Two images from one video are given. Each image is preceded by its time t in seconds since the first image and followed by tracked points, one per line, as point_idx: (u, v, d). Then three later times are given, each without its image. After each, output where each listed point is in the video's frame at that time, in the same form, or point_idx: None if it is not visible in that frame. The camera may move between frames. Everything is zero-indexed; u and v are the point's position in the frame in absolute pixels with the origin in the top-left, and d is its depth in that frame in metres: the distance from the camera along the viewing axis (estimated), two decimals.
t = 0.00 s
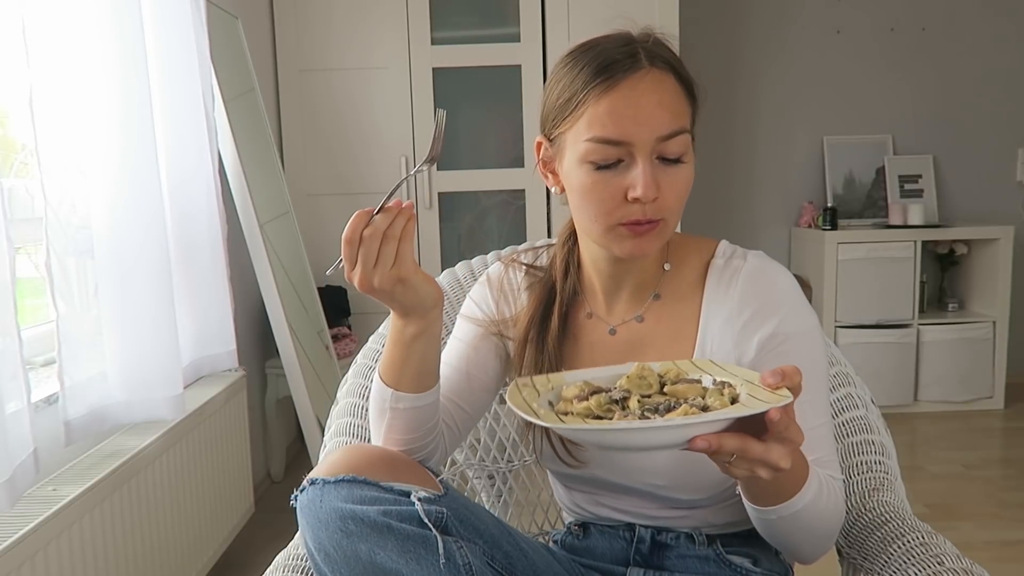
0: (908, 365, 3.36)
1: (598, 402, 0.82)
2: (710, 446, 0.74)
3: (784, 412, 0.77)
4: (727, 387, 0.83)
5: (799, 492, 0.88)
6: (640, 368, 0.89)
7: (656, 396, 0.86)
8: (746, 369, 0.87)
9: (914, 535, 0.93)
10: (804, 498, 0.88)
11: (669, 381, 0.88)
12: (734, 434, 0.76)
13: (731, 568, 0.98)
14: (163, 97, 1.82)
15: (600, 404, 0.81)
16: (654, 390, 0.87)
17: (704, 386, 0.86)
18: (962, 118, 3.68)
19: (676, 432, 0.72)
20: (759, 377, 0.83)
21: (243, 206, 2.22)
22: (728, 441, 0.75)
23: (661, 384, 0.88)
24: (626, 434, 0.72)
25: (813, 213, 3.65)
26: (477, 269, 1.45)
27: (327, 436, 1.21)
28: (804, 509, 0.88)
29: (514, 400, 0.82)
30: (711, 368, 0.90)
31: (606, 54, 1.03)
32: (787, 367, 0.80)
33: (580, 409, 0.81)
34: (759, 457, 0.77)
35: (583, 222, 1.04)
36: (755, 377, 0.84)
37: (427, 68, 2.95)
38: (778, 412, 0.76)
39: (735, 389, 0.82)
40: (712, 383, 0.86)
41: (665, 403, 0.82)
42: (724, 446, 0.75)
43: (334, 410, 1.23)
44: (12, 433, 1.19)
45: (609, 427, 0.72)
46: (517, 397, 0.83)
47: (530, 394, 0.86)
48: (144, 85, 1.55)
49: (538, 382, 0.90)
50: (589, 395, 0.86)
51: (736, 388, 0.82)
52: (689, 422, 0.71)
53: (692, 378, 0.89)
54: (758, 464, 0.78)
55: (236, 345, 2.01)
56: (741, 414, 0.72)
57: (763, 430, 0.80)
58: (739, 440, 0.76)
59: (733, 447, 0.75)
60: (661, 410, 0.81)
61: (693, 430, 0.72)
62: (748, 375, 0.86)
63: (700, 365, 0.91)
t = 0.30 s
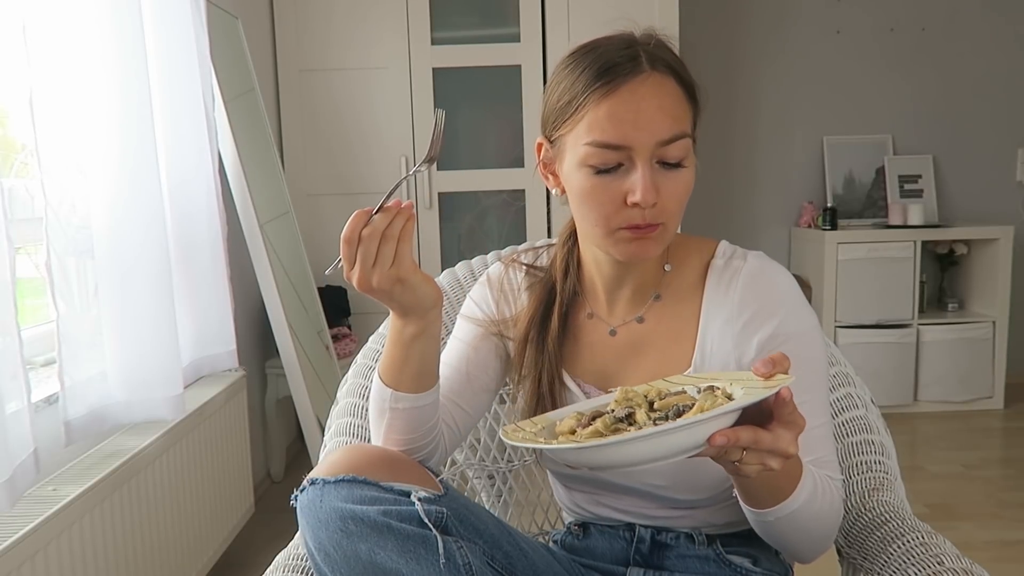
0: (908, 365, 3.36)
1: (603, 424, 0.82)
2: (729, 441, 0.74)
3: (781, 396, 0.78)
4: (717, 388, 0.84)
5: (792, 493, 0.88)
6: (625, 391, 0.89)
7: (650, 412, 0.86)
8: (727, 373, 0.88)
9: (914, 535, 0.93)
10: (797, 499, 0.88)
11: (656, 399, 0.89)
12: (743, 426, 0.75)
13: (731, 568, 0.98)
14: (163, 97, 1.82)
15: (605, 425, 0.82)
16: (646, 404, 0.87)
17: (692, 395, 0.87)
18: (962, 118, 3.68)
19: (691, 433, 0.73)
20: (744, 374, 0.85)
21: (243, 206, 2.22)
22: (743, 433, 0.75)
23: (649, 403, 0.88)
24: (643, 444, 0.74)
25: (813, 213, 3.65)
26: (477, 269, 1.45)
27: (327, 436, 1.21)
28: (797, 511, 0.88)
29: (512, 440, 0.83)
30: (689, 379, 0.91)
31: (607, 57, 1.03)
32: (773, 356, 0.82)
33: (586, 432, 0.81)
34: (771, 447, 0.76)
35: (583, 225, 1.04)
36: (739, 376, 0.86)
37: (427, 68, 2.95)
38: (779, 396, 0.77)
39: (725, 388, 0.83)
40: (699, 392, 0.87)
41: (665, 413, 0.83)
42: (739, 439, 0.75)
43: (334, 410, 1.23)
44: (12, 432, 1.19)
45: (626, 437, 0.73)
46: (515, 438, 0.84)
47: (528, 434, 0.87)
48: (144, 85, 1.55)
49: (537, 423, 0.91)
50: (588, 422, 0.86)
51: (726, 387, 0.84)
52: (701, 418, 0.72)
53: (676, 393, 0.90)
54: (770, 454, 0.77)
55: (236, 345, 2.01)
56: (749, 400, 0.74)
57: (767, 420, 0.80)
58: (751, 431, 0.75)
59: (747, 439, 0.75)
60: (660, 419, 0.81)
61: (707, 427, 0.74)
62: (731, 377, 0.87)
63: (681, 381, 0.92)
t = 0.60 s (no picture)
0: (908, 365, 3.36)
1: (603, 417, 0.82)
2: (721, 451, 0.74)
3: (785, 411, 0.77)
4: (724, 391, 0.84)
5: (796, 493, 0.88)
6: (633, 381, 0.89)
7: (654, 406, 0.86)
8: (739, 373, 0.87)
9: (914, 535, 0.93)
10: (802, 499, 0.88)
11: (663, 391, 0.89)
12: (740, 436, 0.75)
13: (731, 568, 0.98)
14: (163, 98, 1.82)
15: (605, 418, 0.82)
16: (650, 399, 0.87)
17: (699, 394, 0.86)
18: (962, 118, 3.68)
19: (687, 439, 0.73)
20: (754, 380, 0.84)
21: (243, 206, 2.22)
22: (736, 444, 0.75)
23: (656, 394, 0.89)
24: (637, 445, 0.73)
25: (813, 213, 3.65)
26: (477, 269, 1.45)
27: (327, 436, 1.21)
28: (802, 510, 0.88)
29: (513, 419, 0.82)
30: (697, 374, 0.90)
31: (607, 59, 1.03)
32: (784, 368, 0.80)
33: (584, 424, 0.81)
34: (765, 459, 0.77)
35: (583, 227, 1.04)
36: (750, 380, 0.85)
37: (427, 68, 2.95)
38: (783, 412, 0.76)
39: (732, 392, 0.83)
40: (707, 391, 0.86)
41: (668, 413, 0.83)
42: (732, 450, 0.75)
43: (334, 410, 1.23)
44: (12, 432, 1.19)
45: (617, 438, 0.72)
46: (516, 417, 0.83)
47: (528, 413, 0.86)
48: (144, 85, 1.55)
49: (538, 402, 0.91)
50: (588, 411, 0.86)
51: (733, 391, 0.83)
52: (700, 428, 0.72)
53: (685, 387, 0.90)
54: (764, 466, 0.77)
55: (236, 345, 2.01)
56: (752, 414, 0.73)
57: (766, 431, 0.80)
58: (747, 442, 0.75)
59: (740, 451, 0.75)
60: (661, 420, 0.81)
61: (705, 434, 0.73)
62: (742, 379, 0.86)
63: (690, 372, 0.91)
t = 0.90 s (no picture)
0: (908, 365, 3.36)
1: (601, 408, 0.82)
2: (713, 452, 0.74)
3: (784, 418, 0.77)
4: (727, 391, 0.84)
5: (798, 492, 0.88)
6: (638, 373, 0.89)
7: (656, 399, 0.86)
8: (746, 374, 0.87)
9: (913, 535, 0.93)
10: (803, 499, 0.88)
11: (668, 385, 0.89)
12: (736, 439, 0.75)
13: (730, 568, 0.98)
14: (164, 98, 1.82)
15: (602, 410, 0.82)
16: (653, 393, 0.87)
17: (703, 391, 0.86)
18: (962, 118, 3.69)
19: (680, 439, 0.72)
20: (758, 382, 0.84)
21: (243, 206, 2.22)
22: (730, 446, 0.75)
23: (660, 387, 0.89)
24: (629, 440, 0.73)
25: (813, 213, 3.65)
26: (477, 269, 1.45)
27: (327, 436, 1.21)
28: (804, 510, 0.88)
29: (514, 406, 0.82)
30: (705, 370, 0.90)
31: (605, 59, 1.04)
32: (786, 374, 0.80)
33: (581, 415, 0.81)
34: (760, 463, 0.77)
35: (579, 226, 1.05)
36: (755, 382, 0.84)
37: (427, 68, 2.95)
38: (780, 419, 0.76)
39: (735, 393, 0.83)
40: (711, 388, 0.86)
41: (668, 407, 0.83)
42: (725, 452, 0.75)
43: (334, 410, 1.23)
44: (12, 432, 1.19)
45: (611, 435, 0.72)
46: (517, 405, 0.83)
47: (529, 399, 0.86)
48: (145, 85, 1.55)
49: (538, 387, 0.91)
50: (588, 399, 0.86)
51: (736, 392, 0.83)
52: (694, 429, 0.72)
53: (690, 382, 0.90)
54: (759, 469, 0.78)
55: (236, 345, 2.01)
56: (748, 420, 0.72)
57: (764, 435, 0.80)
58: (741, 445, 0.75)
59: (734, 453, 0.75)
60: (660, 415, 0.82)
61: (699, 436, 0.73)
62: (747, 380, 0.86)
63: (697, 368, 0.92)
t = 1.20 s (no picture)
0: (908, 365, 3.36)
1: (592, 402, 0.82)
2: (702, 447, 0.74)
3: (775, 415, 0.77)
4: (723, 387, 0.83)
5: (798, 492, 0.88)
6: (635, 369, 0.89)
7: (652, 396, 0.86)
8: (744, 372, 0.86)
9: (914, 535, 0.93)
10: (804, 499, 0.87)
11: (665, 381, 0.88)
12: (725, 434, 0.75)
13: (731, 568, 0.98)
14: (163, 98, 1.82)
15: (594, 404, 0.82)
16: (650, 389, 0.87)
17: (700, 387, 0.86)
18: (962, 118, 3.68)
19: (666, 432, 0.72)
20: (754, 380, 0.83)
21: (243, 206, 2.22)
22: (719, 442, 0.74)
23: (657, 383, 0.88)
24: (616, 433, 0.73)
25: (813, 213, 3.65)
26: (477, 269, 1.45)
27: (327, 436, 1.20)
28: (805, 509, 0.88)
29: (510, 402, 0.82)
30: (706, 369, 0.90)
31: (600, 56, 1.03)
32: (780, 370, 0.79)
33: (574, 410, 0.81)
34: (752, 459, 0.77)
35: (574, 224, 1.04)
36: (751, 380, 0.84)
37: (427, 68, 2.94)
38: (771, 415, 0.76)
39: (729, 389, 0.82)
40: (708, 385, 0.86)
41: (661, 402, 0.83)
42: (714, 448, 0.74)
43: (334, 410, 1.22)
44: (12, 433, 1.19)
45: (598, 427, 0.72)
46: (512, 401, 0.83)
47: (525, 395, 0.86)
48: (144, 85, 1.55)
49: (536, 383, 0.90)
50: (583, 394, 0.86)
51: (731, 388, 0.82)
52: (679, 423, 0.71)
53: (688, 379, 0.89)
54: (752, 466, 0.77)
55: (236, 345, 2.01)
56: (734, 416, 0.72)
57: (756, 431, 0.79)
58: (731, 441, 0.75)
59: (723, 448, 0.75)
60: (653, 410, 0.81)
61: (685, 430, 0.73)
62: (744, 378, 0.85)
63: (697, 366, 0.91)
